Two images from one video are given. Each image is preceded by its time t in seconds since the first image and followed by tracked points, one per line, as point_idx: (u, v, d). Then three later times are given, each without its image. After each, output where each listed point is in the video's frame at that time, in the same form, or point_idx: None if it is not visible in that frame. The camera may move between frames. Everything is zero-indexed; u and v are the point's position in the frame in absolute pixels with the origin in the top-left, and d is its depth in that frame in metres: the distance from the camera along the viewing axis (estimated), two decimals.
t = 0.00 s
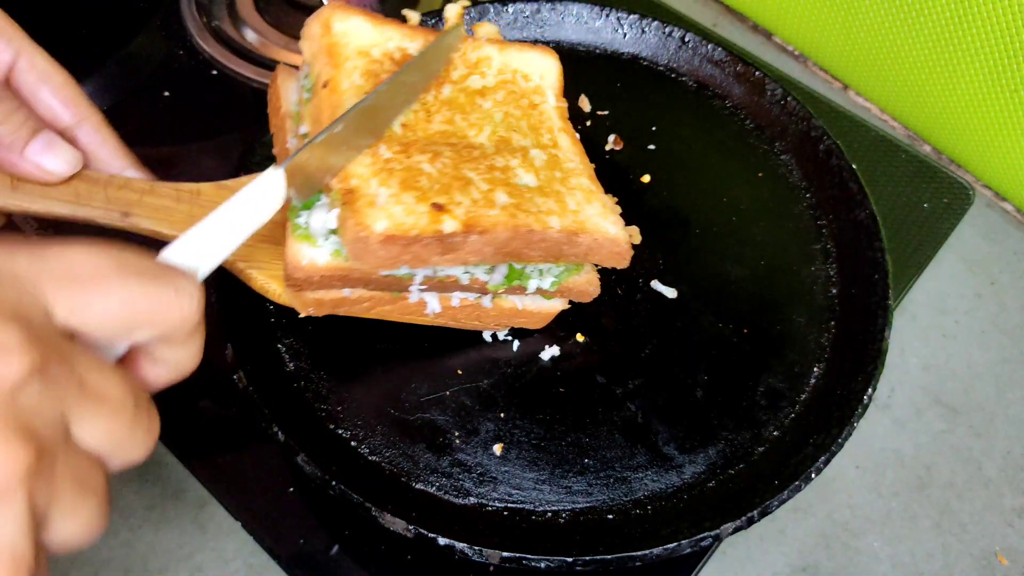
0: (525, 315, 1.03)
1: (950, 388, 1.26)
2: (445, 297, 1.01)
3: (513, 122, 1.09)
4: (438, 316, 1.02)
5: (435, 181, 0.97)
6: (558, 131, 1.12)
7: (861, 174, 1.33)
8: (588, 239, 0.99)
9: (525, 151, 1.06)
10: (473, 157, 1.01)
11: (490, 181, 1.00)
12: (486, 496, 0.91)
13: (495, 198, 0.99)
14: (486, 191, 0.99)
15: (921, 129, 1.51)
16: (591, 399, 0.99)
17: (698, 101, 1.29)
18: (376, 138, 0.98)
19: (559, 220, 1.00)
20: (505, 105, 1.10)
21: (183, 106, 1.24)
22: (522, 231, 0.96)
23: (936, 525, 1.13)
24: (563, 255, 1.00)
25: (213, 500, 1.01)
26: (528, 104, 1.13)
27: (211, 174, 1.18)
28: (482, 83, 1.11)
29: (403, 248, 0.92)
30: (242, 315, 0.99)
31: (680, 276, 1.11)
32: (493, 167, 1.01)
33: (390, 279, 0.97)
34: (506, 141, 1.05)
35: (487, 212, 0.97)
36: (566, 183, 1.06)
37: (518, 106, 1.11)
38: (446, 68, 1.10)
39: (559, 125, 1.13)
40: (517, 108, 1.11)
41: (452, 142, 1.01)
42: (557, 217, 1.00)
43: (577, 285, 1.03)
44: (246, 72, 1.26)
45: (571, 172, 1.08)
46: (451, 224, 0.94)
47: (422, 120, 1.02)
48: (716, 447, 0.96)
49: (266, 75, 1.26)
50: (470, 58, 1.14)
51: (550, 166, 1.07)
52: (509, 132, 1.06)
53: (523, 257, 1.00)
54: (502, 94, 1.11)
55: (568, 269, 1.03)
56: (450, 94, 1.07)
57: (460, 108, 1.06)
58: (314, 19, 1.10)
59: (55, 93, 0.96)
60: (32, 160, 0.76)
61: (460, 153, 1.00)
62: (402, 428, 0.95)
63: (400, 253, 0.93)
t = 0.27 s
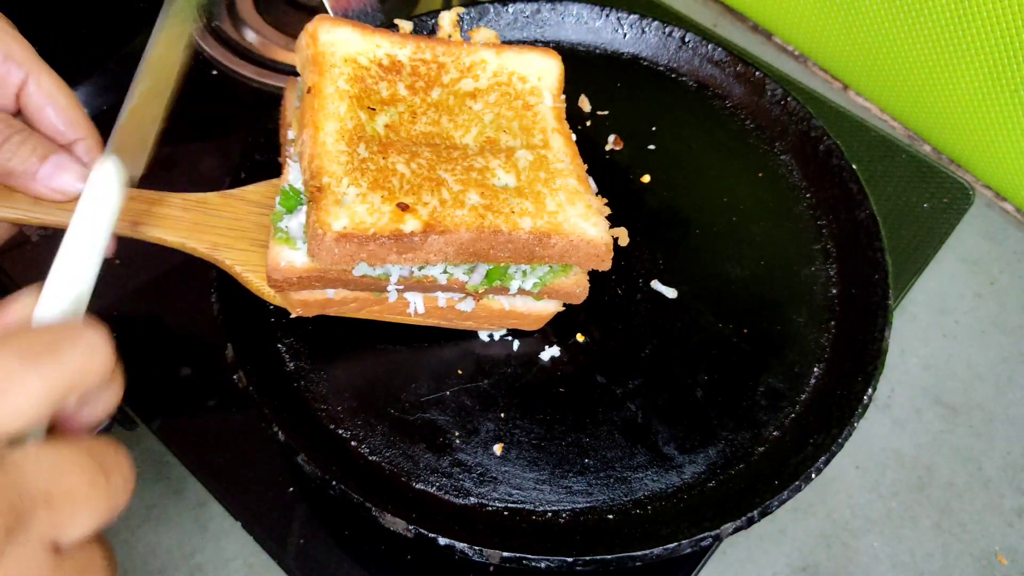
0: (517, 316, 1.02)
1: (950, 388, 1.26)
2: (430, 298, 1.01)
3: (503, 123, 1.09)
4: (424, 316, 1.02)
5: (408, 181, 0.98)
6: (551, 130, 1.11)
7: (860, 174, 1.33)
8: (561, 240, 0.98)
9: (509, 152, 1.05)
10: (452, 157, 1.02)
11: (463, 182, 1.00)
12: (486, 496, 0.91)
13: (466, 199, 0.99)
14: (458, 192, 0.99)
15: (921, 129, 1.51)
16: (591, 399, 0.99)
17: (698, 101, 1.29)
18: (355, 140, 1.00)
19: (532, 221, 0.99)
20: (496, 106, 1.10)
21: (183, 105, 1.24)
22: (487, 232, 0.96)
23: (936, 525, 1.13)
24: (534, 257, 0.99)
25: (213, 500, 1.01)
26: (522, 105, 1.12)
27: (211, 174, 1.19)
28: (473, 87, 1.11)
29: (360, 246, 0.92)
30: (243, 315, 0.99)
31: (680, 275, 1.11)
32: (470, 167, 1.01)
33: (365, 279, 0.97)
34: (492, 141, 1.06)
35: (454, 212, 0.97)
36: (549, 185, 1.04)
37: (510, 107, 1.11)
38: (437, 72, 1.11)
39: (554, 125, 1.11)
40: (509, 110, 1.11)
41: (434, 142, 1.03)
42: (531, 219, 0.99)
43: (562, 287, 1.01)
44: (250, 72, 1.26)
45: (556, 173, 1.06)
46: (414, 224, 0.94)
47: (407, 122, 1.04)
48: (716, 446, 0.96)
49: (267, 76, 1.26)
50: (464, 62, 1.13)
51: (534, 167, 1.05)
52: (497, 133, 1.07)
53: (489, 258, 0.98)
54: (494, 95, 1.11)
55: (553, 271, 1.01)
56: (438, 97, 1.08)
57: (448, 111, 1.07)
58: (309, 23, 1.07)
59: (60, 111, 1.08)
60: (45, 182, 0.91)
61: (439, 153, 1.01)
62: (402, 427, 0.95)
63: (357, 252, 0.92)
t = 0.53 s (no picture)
0: (539, 321, 1.02)
1: (950, 388, 1.26)
2: (452, 298, 1.01)
3: (535, 127, 1.07)
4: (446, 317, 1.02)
5: (433, 181, 0.98)
6: (583, 135, 1.09)
7: (861, 174, 1.33)
8: (583, 247, 0.98)
9: (538, 156, 1.04)
10: (480, 159, 1.01)
11: (488, 185, 0.99)
12: (486, 497, 0.91)
13: (489, 201, 0.98)
14: (482, 194, 0.98)
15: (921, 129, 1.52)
16: (591, 399, 0.99)
17: (698, 101, 1.29)
18: (385, 138, 1.00)
19: (554, 226, 0.99)
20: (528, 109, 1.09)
21: (182, 105, 1.23)
22: (506, 235, 0.96)
23: (936, 525, 1.13)
24: (554, 261, 0.98)
25: (212, 500, 1.01)
26: (554, 109, 1.11)
27: (211, 174, 1.18)
28: (507, 90, 1.11)
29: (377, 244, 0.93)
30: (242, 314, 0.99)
31: (680, 275, 1.11)
32: (496, 170, 1.00)
33: (387, 278, 0.98)
34: (521, 145, 1.04)
35: (475, 214, 0.97)
36: (575, 190, 1.03)
37: (542, 111, 1.10)
38: (472, 75, 1.12)
39: (585, 131, 1.10)
40: (541, 114, 1.10)
41: (463, 143, 1.02)
42: (552, 223, 0.99)
43: (585, 293, 1.02)
44: (247, 70, 1.26)
45: (584, 178, 1.04)
46: (433, 225, 0.94)
47: (438, 122, 1.03)
48: (716, 447, 0.96)
49: (266, 75, 1.26)
50: (498, 67, 1.15)
51: (562, 172, 1.04)
52: (528, 136, 1.06)
53: (509, 262, 0.98)
54: (527, 99, 1.10)
55: (575, 277, 1.02)
56: (471, 99, 1.07)
57: (480, 113, 1.06)
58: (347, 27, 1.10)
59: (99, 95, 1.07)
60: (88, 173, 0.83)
61: (466, 155, 1.01)
62: (402, 427, 0.95)
63: (375, 249, 0.94)
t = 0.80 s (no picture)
0: (532, 324, 1.02)
1: (950, 388, 1.26)
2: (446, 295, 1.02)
3: (542, 130, 1.06)
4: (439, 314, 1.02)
5: (433, 177, 0.97)
6: (591, 142, 1.07)
7: (861, 174, 1.33)
8: (577, 254, 0.97)
9: (543, 159, 1.02)
10: (483, 159, 0.99)
11: (488, 185, 0.98)
12: (486, 497, 0.91)
13: (488, 200, 0.97)
14: (481, 193, 0.97)
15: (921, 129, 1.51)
16: (591, 399, 0.99)
17: (698, 101, 1.29)
18: (391, 131, 0.99)
19: (551, 230, 0.97)
20: (537, 112, 1.07)
21: (182, 105, 1.23)
22: (500, 236, 0.94)
23: (936, 525, 1.13)
24: (548, 264, 0.97)
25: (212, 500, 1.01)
26: (565, 114, 1.08)
27: (211, 174, 1.18)
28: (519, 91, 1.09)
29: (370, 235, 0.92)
30: (243, 314, 0.99)
31: (680, 275, 1.11)
32: (498, 171, 0.99)
33: (381, 270, 0.98)
34: (527, 147, 1.03)
35: (472, 212, 0.95)
36: (576, 196, 1.01)
37: (552, 115, 1.08)
38: (484, 75, 1.10)
39: (593, 138, 1.08)
40: (550, 117, 1.07)
41: (468, 141, 1.01)
42: (550, 226, 0.97)
43: (579, 301, 1.01)
44: (246, 70, 1.26)
45: (587, 185, 1.03)
46: (428, 220, 0.94)
47: (445, 119, 1.02)
48: (716, 447, 0.96)
49: (266, 76, 1.26)
50: (512, 68, 1.12)
51: (565, 177, 1.02)
52: (535, 139, 1.04)
53: (502, 262, 0.98)
54: (538, 102, 1.08)
55: (572, 284, 1.01)
56: (482, 98, 1.06)
57: (488, 113, 1.05)
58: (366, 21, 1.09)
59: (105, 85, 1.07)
60: (93, 164, 0.83)
61: (470, 153, 0.99)
62: (402, 427, 0.95)
63: (368, 239, 0.93)
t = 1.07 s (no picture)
0: (531, 332, 1.01)
1: (950, 388, 1.26)
2: (446, 300, 1.02)
3: (553, 138, 1.08)
4: (438, 317, 1.02)
5: (439, 180, 1.00)
6: (601, 155, 1.09)
7: (861, 174, 1.33)
8: (577, 266, 0.97)
9: (550, 169, 1.05)
10: (490, 165, 1.03)
11: (492, 192, 1.01)
12: (486, 496, 0.91)
13: (491, 208, 1.00)
14: (485, 201, 1.00)
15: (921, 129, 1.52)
16: (591, 400, 1.00)
17: (698, 101, 1.29)
18: (402, 131, 1.03)
19: (551, 241, 0.99)
20: (549, 119, 1.10)
21: (182, 105, 1.23)
22: (501, 243, 0.97)
23: (936, 525, 1.13)
24: (547, 275, 0.99)
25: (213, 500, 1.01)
26: (577, 124, 1.11)
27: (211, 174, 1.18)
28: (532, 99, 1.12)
29: (371, 233, 0.95)
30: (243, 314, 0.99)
31: (680, 276, 1.11)
32: (504, 178, 1.02)
33: (384, 269, 0.99)
34: (536, 155, 1.05)
35: (474, 218, 0.98)
36: (582, 209, 1.03)
37: (564, 124, 1.10)
38: (499, 81, 1.13)
39: (603, 150, 1.10)
40: (562, 127, 1.10)
41: (477, 145, 1.04)
42: (550, 236, 1.00)
43: (578, 311, 1.01)
44: (246, 69, 1.26)
45: (592, 198, 1.04)
46: (430, 223, 0.95)
47: (457, 123, 1.05)
48: (716, 447, 0.96)
49: (266, 75, 1.26)
50: (527, 76, 1.16)
51: (571, 189, 1.05)
52: (544, 147, 1.07)
53: (501, 271, 1.00)
54: (550, 110, 1.11)
55: (572, 294, 1.01)
56: (494, 104, 1.09)
57: (500, 119, 1.08)
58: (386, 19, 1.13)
59: (55, 48, 1.05)
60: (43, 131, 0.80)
61: (478, 159, 1.03)
62: (402, 427, 0.95)
63: (369, 238, 0.95)
